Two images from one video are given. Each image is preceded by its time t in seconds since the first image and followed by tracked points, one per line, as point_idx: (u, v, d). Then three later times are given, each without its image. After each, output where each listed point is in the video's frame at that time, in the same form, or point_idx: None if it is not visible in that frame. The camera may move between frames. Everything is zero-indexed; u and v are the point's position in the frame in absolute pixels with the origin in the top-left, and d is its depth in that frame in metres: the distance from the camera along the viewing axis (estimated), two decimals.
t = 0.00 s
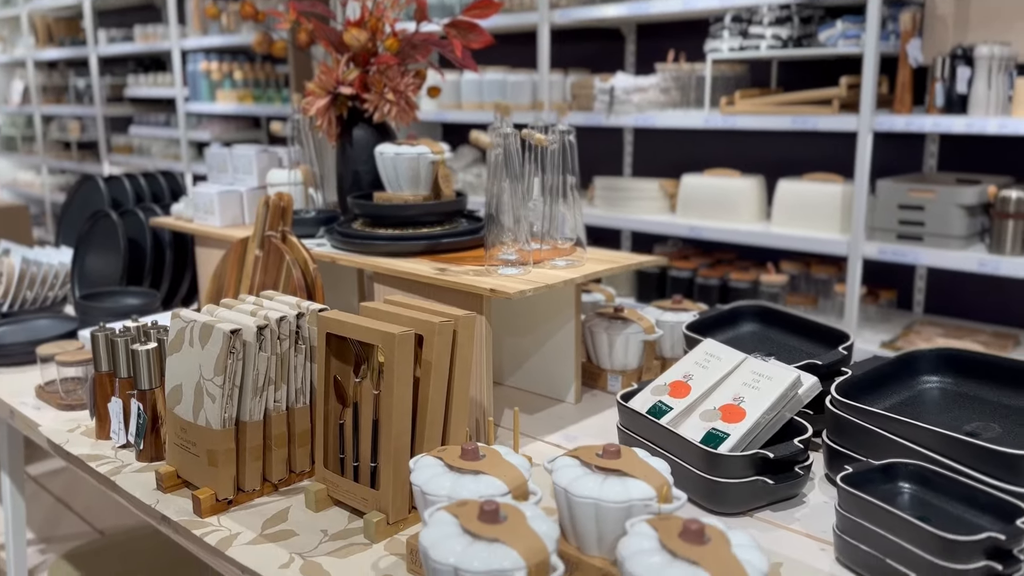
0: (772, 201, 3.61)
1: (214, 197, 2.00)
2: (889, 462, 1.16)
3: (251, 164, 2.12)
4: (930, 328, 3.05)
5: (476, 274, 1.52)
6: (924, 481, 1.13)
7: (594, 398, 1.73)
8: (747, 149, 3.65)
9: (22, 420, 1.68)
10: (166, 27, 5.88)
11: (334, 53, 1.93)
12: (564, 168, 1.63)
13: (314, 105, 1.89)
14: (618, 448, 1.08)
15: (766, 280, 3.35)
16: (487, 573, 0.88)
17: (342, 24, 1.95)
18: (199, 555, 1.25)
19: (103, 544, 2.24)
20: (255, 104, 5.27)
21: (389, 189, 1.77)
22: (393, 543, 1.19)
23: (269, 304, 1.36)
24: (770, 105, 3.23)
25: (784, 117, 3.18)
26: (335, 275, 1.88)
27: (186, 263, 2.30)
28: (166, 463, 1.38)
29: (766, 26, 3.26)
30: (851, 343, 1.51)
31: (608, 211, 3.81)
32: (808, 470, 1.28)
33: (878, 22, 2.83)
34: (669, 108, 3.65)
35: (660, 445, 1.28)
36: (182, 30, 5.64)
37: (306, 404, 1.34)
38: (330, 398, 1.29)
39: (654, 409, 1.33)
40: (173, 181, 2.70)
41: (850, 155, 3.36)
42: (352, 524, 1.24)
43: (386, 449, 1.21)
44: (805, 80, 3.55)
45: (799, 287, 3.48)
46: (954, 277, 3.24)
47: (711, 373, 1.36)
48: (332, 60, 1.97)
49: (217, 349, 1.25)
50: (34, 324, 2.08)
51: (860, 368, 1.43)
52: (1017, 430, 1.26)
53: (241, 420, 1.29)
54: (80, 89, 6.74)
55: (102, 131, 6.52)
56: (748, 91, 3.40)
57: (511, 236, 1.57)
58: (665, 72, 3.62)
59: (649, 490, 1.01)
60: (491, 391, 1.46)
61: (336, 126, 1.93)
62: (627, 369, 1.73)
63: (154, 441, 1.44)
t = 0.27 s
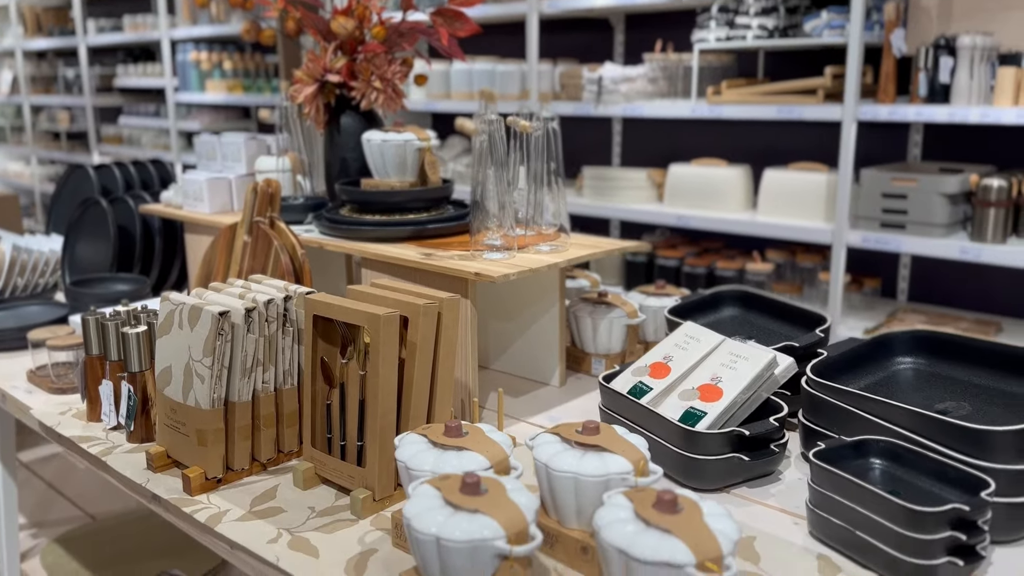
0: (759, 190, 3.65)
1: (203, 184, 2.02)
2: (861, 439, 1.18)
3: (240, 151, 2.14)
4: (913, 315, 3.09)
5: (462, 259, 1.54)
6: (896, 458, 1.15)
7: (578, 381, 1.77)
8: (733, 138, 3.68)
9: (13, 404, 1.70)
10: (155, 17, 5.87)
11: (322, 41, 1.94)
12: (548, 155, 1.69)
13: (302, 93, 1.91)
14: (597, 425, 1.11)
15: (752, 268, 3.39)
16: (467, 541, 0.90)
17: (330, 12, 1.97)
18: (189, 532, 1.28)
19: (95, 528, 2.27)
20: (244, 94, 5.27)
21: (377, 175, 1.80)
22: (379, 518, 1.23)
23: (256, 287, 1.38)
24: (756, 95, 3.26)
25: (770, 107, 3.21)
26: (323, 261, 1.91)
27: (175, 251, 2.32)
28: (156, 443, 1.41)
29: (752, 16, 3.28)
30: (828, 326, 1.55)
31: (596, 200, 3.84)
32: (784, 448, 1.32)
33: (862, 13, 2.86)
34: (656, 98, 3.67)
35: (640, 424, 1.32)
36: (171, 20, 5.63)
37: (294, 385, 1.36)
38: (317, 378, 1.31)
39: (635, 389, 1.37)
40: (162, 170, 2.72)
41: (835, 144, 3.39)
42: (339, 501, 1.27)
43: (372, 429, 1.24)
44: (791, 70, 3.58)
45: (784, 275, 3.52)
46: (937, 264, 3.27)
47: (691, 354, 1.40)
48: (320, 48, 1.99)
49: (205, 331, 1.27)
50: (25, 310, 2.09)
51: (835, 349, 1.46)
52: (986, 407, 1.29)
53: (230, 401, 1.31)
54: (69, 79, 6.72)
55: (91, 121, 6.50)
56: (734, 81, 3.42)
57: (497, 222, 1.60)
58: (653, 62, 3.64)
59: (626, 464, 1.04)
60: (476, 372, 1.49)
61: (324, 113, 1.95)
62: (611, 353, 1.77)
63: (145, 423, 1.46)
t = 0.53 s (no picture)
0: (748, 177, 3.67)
1: (192, 167, 2.03)
2: (837, 413, 1.20)
3: (229, 135, 2.15)
4: (899, 301, 3.11)
5: (448, 240, 1.56)
6: (870, 431, 1.17)
7: (564, 362, 1.79)
8: (723, 125, 3.70)
9: (3, 385, 1.71)
10: (146, 5, 5.84)
11: (309, 25, 1.95)
12: (533, 137, 1.75)
13: (289, 77, 1.93)
14: (578, 399, 1.14)
15: (741, 254, 3.41)
16: (449, 508, 0.92)
17: None
18: (178, 506, 1.30)
19: (87, 511, 2.28)
20: (236, 83, 5.26)
21: (364, 158, 1.81)
22: (365, 492, 1.25)
23: (243, 267, 1.40)
24: (745, 83, 3.27)
25: (759, 94, 3.22)
26: (312, 243, 1.92)
27: (165, 236, 2.32)
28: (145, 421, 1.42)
29: (741, 3, 3.29)
30: (809, 305, 1.57)
31: (587, 187, 3.85)
32: (763, 424, 1.34)
33: None
34: (646, 85, 3.68)
35: (622, 400, 1.34)
36: (161, 8, 5.60)
37: (281, 363, 1.38)
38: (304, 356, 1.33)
39: (618, 367, 1.39)
40: (151, 154, 2.72)
41: (822, 131, 3.41)
42: (325, 476, 1.29)
43: (358, 404, 1.25)
44: (780, 58, 3.60)
45: (773, 262, 3.55)
46: (923, 251, 3.30)
47: (672, 332, 1.42)
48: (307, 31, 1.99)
49: (193, 309, 1.29)
50: (15, 294, 2.11)
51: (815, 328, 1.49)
52: (960, 382, 1.31)
53: (217, 377, 1.33)
54: (60, 68, 6.69)
55: (82, 110, 6.48)
56: (723, 69, 3.43)
57: (482, 203, 1.61)
58: (643, 49, 3.65)
59: (606, 436, 1.07)
60: (462, 351, 1.51)
61: (312, 97, 1.96)
62: (597, 334, 1.79)
63: (134, 401, 1.48)
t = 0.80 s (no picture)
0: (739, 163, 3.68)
1: (182, 149, 2.03)
2: (819, 386, 1.21)
3: (218, 118, 2.16)
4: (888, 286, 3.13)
5: (437, 219, 1.57)
6: (853, 404, 1.18)
7: (554, 342, 1.79)
8: (714, 112, 3.71)
9: None
10: None
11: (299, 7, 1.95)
12: (523, 118, 1.78)
13: (279, 58, 1.94)
14: (563, 371, 1.15)
15: (732, 240, 3.42)
16: (434, 475, 0.93)
17: None
18: (168, 481, 1.31)
19: (79, 493, 2.28)
20: (228, 70, 5.24)
21: (354, 139, 1.81)
22: (353, 466, 1.26)
23: (232, 244, 1.40)
24: (736, 69, 3.27)
25: (750, 80, 3.22)
26: (302, 224, 1.93)
27: (156, 219, 2.33)
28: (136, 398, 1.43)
29: None
30: (794, 284, 1.59)
31: (579, 174, 3.86)
32: (748, 399, 1.36)
33: None
34: (638, 72, 3.69)
35: (609, 376, 1.35)
36: None
37: (270, 339, 1.39)
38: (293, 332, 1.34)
39: (604, 344, 1.40)
40: (143, 139, 2.72)
41: (813, 118, 3.42)
42: (315, 451, 1.30)
43: (346, 379, 1.27)
44: (772, 44, 3.61)
45: (764, 248, 3.56)
46: (913, 236, 3.31)
47: (658, 310, 1.43)
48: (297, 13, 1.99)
49: (182, 285, 1.30)
50: (6, 277, 2.11)
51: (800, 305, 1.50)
52: (942, 357, 1.33)
53: (207, 353, 1.34)
54: (51, 56, 6.65)
55: (74, 98, 6.45)
56: (715, 55, 3.44)
57: (472, 184, 1.61)
58: (635, 35, 3.65)
59: (590, 407, 1.08)
60: (451, 329, 1.52)
61: (302, 78, 1.97)
62: (586, 314, 1.80)
63: (124, 378, 1.49)
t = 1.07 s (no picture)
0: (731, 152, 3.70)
1: (173, 134, 2.04)
2: (801, 365, 1.23)
3: (210, 103, 2.17)
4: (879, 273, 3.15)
5: (426, 202, 1.58)
6: (834, 382, 1.20)
7: (542, 326, 1.81)
8: (707, 100, 3.72)
9: None
10: None
11: None
12: (512, 103, 1.80)
13: (270, 43, 1.93)
14: (548, 350, 1.17)
15: (724, 228, 3.43)
16: (420, 449, 0.95)
17: None
18: (159, 460, 1.32)
19: (72, 477, 2.30)
20: (222, 59, 5.23)
21: (344, 124, 1.82)
22: (342, 444, 1.27)
23: (222, 227, 1.41)
24: (729, 57, 3.28)
25: (742, 68, 3.23)
26: (294, 209, 1.94)
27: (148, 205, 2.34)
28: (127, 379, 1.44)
29: None
30: (780, 267, 1.61)
31: (572, 163, 3.87)
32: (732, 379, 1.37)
33: None
34: (630, 60, 3.69)
35: (596, 356, 1.37)
36: None
37: (260, 321, 1.40)
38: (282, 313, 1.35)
39: (591, 325, 1.42)
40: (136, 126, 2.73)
41: (804, 106, 3.44)
42: (304, 430, 1.32)
43: (335, 359, 1.28)
44: (764, 33, 3.62)
45: (755, 236, 3.58)
46: (903, 224, 3.33)
47: (645, 292, 1.45)
48: None
49: (172, 266, 1.31)
50: None
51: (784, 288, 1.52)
52: (922, 336, 1.35)
53: (197, 334, 1.36)
54: (44, 45, 6.62)
55: (67, 88, 6.42)
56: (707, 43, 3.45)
57: (460, 167, 1.62)
58: (627, 24, 3.66)
59: (574, 384, 1.10)
60: (440, 311, 1.54)
61: (293, 63, 1.97)
62: (575, 298, 1.81)
63: (116, 360, 1.50)
